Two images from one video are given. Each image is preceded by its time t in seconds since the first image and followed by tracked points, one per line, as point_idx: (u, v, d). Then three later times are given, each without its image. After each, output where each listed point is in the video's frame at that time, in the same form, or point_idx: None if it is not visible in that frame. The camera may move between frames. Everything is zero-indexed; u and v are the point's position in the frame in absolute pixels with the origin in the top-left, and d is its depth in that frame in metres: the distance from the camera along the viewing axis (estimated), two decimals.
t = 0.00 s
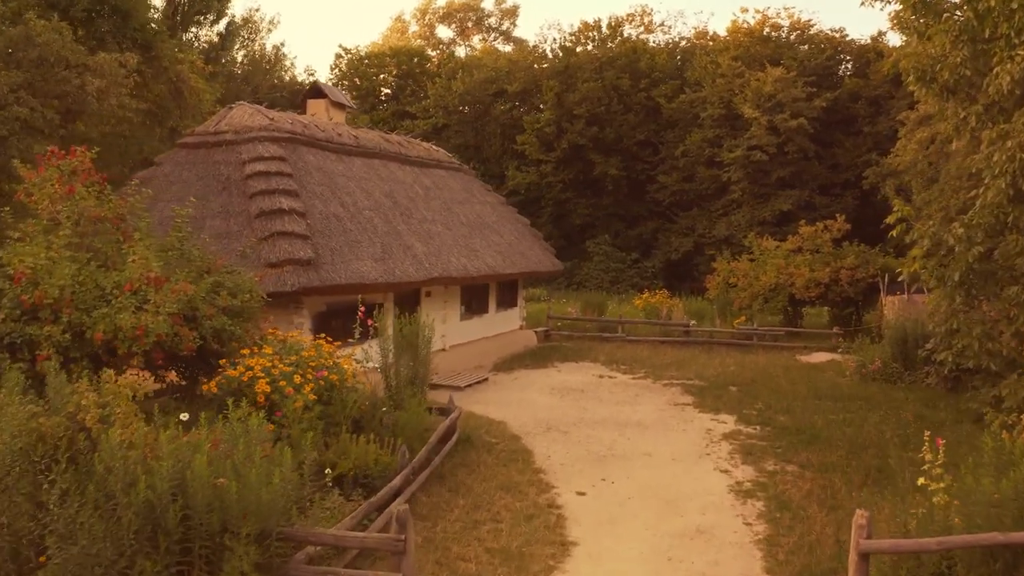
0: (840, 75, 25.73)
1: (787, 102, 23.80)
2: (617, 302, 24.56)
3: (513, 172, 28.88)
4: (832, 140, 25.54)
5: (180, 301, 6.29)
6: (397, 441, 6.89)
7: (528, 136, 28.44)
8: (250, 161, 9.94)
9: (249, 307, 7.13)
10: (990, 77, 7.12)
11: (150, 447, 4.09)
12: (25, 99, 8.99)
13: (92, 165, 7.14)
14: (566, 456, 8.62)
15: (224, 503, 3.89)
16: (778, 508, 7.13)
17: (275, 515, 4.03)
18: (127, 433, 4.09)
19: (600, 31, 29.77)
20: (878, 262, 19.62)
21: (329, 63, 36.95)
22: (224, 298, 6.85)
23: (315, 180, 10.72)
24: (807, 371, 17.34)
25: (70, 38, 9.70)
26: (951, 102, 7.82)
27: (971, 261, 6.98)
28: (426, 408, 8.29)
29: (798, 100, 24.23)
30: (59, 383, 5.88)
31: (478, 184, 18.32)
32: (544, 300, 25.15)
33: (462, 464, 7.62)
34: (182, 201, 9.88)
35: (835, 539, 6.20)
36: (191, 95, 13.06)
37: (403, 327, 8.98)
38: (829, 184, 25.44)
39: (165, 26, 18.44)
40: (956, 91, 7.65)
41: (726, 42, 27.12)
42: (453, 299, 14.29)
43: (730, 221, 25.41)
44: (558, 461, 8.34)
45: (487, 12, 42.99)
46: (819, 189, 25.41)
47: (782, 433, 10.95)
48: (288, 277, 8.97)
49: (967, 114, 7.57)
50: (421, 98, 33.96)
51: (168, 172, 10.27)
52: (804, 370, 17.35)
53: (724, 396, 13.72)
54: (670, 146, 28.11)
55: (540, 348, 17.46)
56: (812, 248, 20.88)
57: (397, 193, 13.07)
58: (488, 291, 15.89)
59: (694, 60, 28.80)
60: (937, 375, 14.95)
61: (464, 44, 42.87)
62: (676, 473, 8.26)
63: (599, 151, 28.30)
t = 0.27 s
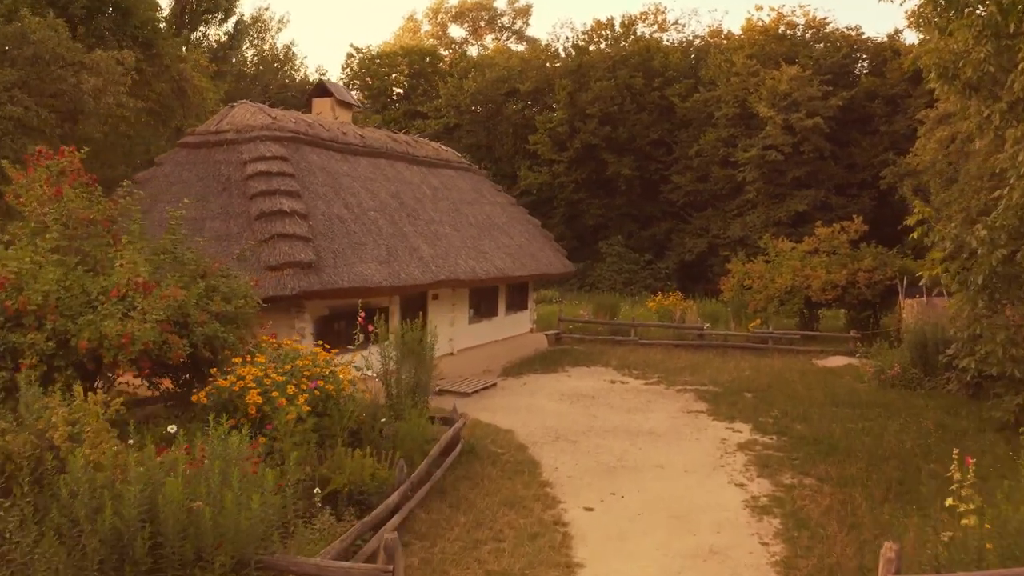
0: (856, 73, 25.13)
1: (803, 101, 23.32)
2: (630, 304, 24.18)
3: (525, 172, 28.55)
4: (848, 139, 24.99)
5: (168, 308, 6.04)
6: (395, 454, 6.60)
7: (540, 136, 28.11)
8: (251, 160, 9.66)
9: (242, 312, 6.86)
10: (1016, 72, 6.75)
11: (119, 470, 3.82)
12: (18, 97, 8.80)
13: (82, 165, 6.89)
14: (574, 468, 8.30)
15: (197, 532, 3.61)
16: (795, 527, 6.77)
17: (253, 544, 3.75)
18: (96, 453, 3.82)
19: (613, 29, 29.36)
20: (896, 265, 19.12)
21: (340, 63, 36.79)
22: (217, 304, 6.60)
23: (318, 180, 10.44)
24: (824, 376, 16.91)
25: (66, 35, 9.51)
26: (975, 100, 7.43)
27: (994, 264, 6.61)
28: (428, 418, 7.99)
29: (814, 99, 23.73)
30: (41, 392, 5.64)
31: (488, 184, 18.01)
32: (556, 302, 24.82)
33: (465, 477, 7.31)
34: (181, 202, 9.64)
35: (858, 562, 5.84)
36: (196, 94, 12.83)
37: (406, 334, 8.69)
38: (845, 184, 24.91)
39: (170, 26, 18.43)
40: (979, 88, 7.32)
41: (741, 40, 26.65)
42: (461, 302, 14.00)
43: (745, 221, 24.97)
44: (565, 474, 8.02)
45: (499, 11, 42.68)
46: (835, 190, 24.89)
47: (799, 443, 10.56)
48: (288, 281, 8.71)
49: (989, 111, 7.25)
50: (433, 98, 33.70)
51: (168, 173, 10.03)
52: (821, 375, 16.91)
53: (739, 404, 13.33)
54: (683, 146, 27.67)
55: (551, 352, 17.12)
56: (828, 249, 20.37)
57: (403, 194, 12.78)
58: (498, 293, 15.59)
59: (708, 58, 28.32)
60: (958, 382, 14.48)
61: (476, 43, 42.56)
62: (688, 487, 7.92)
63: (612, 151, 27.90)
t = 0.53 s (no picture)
0: (873, 72, 24.56)
1: (819, 99, 22.85)
2: (643, 306, 23.81)
3: (537, 172, 28.23)
4: (865, 138, 24.43)
5: (156, 315, 5.77)
6: (394, 469, 6.30)
7: (552, 135, 27.78)
8: (252, 161, 9.37)
9: (236, 319, 6.59)
10: None
11: (83, 495, 3.55)
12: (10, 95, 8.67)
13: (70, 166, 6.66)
14: (583, 482, 7.98)
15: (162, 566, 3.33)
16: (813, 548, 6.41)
17: None
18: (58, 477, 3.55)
19: (626, 28, 28.96)
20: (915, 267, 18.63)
21: (352, 63, 36.62)
22: (209, 309, 6.33)
23: (321, 180, 10.15)
24: (841, 382, 16.47)
25: (61, 33, 9.39)
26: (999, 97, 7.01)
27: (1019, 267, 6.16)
28: (430, 428, 7.70)
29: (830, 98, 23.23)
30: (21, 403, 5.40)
31: (497, 185, 17.69)
32: (567, 305, 24.49)
33: (467, 492, 7.01)
34: (180, 204, 9.38)
35: None
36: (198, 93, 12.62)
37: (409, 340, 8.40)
38: (861, 185, 24.37)
39: (177, 32, 18.39)
40: (1003, 86, 6.88)
41: (755, 39, 26.18)
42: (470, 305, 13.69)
43: (760, 222, 24.52)
44: (572, 488, 7.70)
45: (512, 10, 42.36)
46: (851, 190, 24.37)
47: (817, 454, 10.17)
48: (288, 285, 8.43)
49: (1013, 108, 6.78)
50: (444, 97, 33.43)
51: (167, 174, 9.78)
52: (839, 381, 16.48)
53: (753, 411, 12.94)
54: (697, 146, 27.23)
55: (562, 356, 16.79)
56: (845, 251, 19.89)
57: (410, 195, 12.48)
58: (507, 296, 15.27)
59: (722, 57, 27.85)
60: (980, 389, 14.00)
61: (488, 42, 42.26)
62: (701, 503, 7.57)
63: (625, 151, 27.51)
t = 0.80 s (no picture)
0: (890, 71, 24.00)
1: (835, 98, 22.37)
2: (657, 309, 23.43)
3: (549, 173, 27.90)
4: (882, 138, 23.88)
5: (142, 324, 5.51)
6: (391, 487, 5.99)
7: (564, 135, 27.44)
8: (252, 161, 9.09)
9: (229, 327, 6.31)
10: None
11: (41, 530, 3.29)
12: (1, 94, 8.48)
13: (58, 168, 6.42)
14: (591, 497, 7.66)
15: None
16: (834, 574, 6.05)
17: None
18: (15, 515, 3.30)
19: (640, 27, 28.58)
20: (934, 269, 18.12)
21: (365, 62, 36.44)
22: (199, 317, 6.07)
23: (324, 181, 9.86)
24: (860, 388, 16.02)
25: (57, 31, 9.19)
26: None
27: None
28: (432, 440, 7.40)
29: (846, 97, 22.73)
30: None
31: (507, 185, 17.36)
32: (580, 307, 24.16)
33: (469, 509, 6.70)
34: (179, 205, 9.12)
35: None
36: (203, 93, 12.37)
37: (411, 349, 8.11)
38: (878, 185, 23.82)
39: (188, 38, 18.47)
40: None
41: (770, 37, 25.75)
42: (478, 309, 13.40)
43: (776, 223, 24.07)
44: (580, 504, 7.37)
45: (525, 10, 42.03)
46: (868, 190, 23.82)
47: (835, 467, 9.78)
48: (287, 290, 8.15)
49: None
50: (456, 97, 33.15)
51: (167, 174, 9.53)
52: (857, 387, 16.03)
53: (769, 420, 12.55)
54: (712, 146, 26.79)
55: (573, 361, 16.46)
56: (863, 253, 19.39)
57: (416, 195, 12.19)
58: (517, 300, 14.95)
59: (737, 56, 27.38)
60: (1003, 397, 13.54)
61: (501, 41, 41.95)
62: (715, 522, 7.23)
63: (638, 151, 27.12)
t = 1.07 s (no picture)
0: (907, 70, 23.37)
1: (852, 98, 21.89)
2: (671, 312, 23.02)
3: (562, 173, 27.54)
4: (900, 138, 23.28)
5: (127, 334, 5.25)
6: (389, 508, 5.70)
7: (577, 135, 27.07)
8: (252, 162, 8.81)
9: (219, 336, 6.04)
10: None
11: None
12: None
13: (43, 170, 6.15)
14: (600, 515, 7.33)
15: None
16: None
17: None
18: None
19: (654, 25, 28.16)
20: (956, 272, 17.60)
21: (378, 62, 36.24)
22: (188, 327, 5.80)
23: (327, 183, 9.57)
24: (879, 395, 15.56)
25: (52, 30, 8.96)
26: None
27: None
28: (433, 454, 7.09)
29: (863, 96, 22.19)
30: None
31: (517, 187, 17.03)
32: (592, 310, 23.80)
33: (472, 529, 6.39)
34: (178, 208, 8.87)
35: None
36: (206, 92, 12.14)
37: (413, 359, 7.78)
38: (896, 186, 23.21)
39: (193, 38, 18.15)
40: None
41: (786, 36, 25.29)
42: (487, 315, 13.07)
43: (792, 224, 23.60)
44: (588, 523, 7.04)
45: (539, 9, 41.68)
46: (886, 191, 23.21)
47: (855, 481, 9.39)
48: (286, 296, 7.85)
49: None
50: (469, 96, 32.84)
51: (166, 177, 9.29)
52: (877, 395, 15.57)
53: (786, 430, 12.15)
54: (727, 146, 26.33)
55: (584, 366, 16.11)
56: (882, 257, 18.87)
57: (424, 197, 11.88)
58: (527, 304, 14.61)
59: (752, 54, 26.90)
60: None
61: (514, 41, 41.62)
62: (730, 542, 6.87)
63: (652, 151, 26.72)
